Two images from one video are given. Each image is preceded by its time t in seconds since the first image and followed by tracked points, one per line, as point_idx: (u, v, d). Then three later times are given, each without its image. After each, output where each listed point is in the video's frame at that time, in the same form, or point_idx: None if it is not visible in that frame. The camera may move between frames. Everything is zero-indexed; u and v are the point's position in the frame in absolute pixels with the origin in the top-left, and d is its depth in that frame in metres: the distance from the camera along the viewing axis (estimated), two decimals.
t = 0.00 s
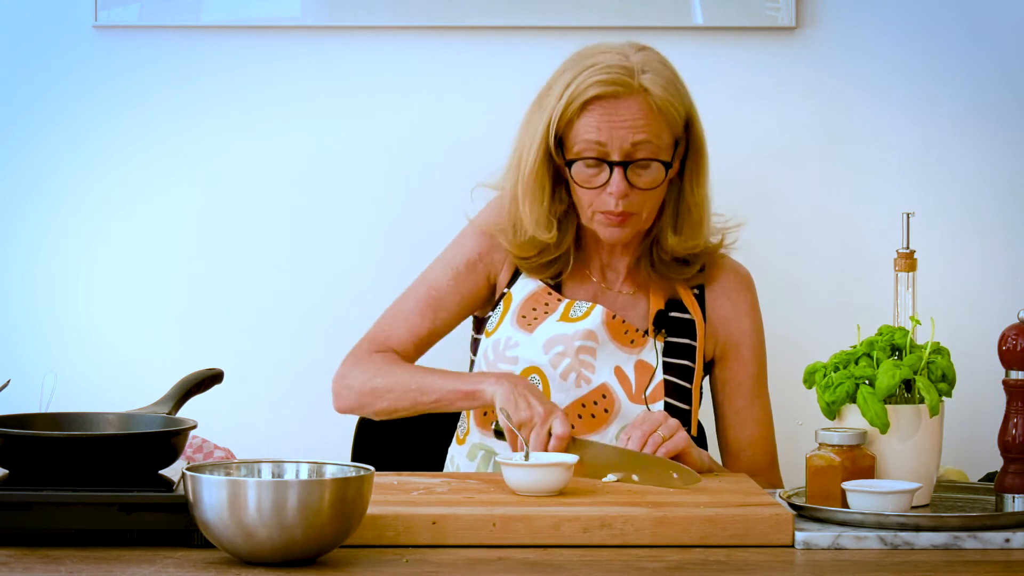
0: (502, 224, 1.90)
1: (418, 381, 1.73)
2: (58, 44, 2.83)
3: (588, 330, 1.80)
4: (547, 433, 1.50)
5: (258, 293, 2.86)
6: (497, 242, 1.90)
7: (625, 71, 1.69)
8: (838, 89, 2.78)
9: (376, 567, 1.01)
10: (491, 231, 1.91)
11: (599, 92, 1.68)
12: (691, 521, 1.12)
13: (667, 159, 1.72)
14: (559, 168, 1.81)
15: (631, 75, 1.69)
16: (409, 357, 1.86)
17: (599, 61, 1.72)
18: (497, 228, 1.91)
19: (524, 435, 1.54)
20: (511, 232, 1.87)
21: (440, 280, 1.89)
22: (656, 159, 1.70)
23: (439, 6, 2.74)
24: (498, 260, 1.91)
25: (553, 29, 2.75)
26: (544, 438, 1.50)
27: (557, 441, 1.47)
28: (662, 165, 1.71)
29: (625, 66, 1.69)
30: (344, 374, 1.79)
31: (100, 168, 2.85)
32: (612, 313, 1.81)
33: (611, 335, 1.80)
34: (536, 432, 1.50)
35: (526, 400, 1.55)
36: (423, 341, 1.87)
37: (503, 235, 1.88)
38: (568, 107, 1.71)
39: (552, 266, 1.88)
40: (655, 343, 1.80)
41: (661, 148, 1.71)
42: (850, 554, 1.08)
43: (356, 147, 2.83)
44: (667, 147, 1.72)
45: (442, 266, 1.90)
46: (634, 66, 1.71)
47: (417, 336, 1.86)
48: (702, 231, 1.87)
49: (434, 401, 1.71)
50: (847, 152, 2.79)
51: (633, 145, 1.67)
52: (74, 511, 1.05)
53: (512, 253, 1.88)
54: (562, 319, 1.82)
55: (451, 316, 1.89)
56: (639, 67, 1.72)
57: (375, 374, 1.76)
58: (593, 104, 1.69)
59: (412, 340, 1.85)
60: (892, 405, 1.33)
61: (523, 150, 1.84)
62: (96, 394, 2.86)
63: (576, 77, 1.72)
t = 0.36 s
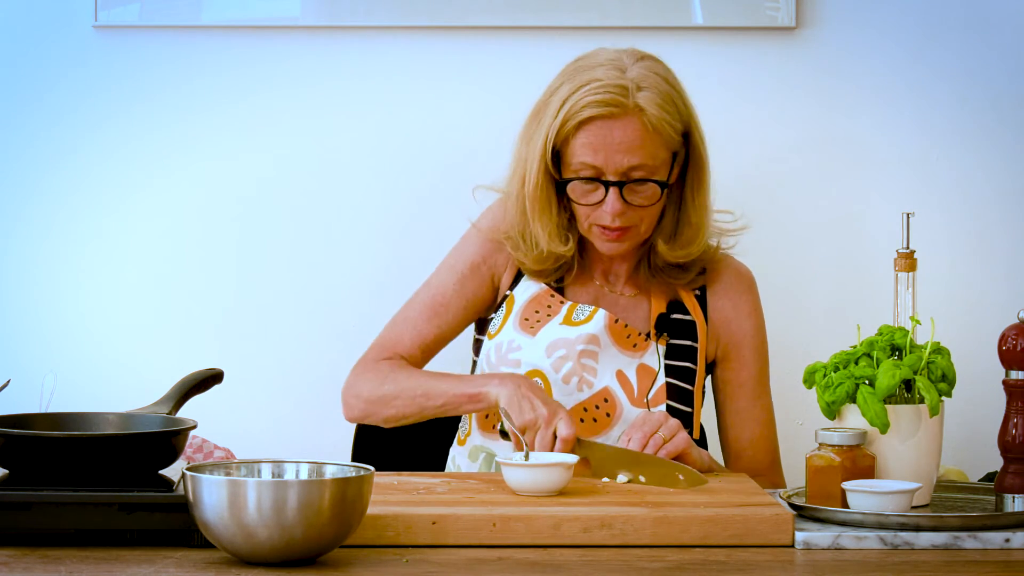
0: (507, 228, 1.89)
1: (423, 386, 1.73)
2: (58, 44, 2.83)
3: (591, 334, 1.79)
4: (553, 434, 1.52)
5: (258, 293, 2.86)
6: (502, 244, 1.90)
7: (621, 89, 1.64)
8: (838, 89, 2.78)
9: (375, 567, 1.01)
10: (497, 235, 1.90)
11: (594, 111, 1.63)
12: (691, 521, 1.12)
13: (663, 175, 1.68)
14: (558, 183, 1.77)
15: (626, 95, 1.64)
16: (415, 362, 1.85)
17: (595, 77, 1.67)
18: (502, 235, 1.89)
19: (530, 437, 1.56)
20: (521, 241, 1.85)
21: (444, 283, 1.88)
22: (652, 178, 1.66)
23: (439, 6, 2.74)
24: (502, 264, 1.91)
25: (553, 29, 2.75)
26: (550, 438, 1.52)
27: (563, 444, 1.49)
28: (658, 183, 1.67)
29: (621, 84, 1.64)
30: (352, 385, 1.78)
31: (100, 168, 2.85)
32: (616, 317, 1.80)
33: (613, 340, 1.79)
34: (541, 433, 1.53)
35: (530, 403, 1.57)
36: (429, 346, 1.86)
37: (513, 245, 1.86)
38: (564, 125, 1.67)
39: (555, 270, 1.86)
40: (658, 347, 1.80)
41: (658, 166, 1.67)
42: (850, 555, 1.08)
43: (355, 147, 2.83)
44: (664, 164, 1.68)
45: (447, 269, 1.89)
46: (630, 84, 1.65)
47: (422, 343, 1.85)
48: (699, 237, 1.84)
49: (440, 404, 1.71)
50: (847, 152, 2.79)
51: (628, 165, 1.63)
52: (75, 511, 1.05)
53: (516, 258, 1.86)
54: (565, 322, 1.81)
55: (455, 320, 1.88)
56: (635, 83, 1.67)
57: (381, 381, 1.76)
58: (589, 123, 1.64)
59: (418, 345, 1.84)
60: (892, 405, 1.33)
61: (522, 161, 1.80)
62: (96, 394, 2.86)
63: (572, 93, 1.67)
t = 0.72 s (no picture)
0: (504, 233, 1.88)
1: (424, 382, 1.75)
2: (57, 44, 2.83)
3: (590, 338, 1.77)
4: (554, 429, 1.53)
5: (258, 293, 2.86)
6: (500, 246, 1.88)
7: (609, 97, 1.61)
8: (838, 89, 2.78)
9: (375, 567, 1.01)
10: (497, 239, 1.89)
11: (583, 120, 1.61)
12: (691, 522, 1.12)
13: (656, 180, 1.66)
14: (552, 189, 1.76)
15: (614, 101, 1.61)
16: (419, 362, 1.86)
17: (583, 84, 1.65)
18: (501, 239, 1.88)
19: (530, 432, 1.56)
20: (518, 249, 1.84)
21: (446, 285, 1.88)
22: (644, 183, 1.64)
23: (439, 6, 2.74)
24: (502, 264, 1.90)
25: (552, 29, 2.75)
26: (551, 434, 1.53)
27: (564, 440, 1.50)
28: (650, 188, 1.65)
29: (610, 91, 1.61)
30: (355, 387, 1.80)
31: (101, 168, 2.85)
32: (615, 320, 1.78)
33: (612, 343, 1.77)
34: (542, 428, 1.54)
35: (533, 396, 1.58)
36: (432, 347, 1.87)
37: (511, 253, 1.85)
38: (553, 133, 1.65)
39: (553, 275, 1.85)
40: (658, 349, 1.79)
41: (650, 172, 1.65)
42: (849, 554, 1.08)
43: (355, 147, 2.83)
44: (657, 168, 1.66)
45: (447, 273, 1.89)
46: (618, 90, 1.62)
47: (425, 342, 1.86)
48: (693, 238, 1.81)
49: (442, 401, 1.72)
50: (847, 152, 2.79)
51: (620, 171, 1.62)
52: (75, 511, 1.05)
53: (513, 266, 1.86)
54: (564, 325, 1.80)
55: (456, 322, 1.89)
56: (624, 88, 1.64)
57: (382, 382, 1.77)
58: (578, 132, 1.62)
59: (419, 345, 1.85)
60: (892, 405, 1.32)
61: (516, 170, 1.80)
62: (96, 394, 2.86)
63: (560, 101, 1.65)
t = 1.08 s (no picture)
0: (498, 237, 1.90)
1: (421, 388, 1.74)
2: (57, 45, 2.83)
3: (590, 340, 1.76)
4: (553, 419, 1.49)
5: (257, 293, 2.86)
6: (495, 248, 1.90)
7: (599, 98, 1.61)
8: (838, 89, 2.78)
9: (375, 567, 1.01)
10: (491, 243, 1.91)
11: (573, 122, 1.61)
12: (691, 521, 1.12)
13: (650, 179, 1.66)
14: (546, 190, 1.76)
15: (605, 102, 1.60)
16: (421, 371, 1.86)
17: (574, 85, 1.64)
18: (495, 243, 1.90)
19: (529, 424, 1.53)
20: (513, 252, 1.85)
21: (443, 293, 1.89)
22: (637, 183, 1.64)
23: (439, 6, 2.75)
24: (499, 267, 1.91)
25: (552, 29, 2.75)
26: (550, 425, 1.49)
27: (563, 431, 1.46)
28: (644, 188, 1.65)
29: (600, 93, 1.61)
30: (357, 398, 1.81)
31: (100, 168, 2.85)
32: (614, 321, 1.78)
33: (612, 344, 1.76)
34: (541, 420, 1.50)
35: (525, 391, 1.54)
36: (434, 354, 1.87)
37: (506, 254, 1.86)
38: (545, 136, 1.65)
39: (550, 277, 1.85)
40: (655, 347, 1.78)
41: (643, 171, 1.64)
42: (849, 555, 1.08)
43: (356, 147, 2.83)
44: (650, 168, 1.66)
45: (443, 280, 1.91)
46: (609, 90, 1.62)
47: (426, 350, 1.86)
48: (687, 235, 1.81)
49: (440, 405, 1.72)
50: (847, 151, 2.79)
51: (612, 172, 1.62)
52: (75, 511, 1.05)
53: (510, 268, 1.86)
54: (564, 328, 1.79)
55: (457, 327, 1.89)
56: (615, 88, 1.64)
57: (381, 392, 1.77)
58: (569, 134, 1.62)
59: (421, 353, 1.86)
60: (892, 405, 1.33)
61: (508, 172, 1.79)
62: (96, 394, 2.86)
63: (551, 103, 1.65)
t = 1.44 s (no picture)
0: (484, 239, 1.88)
1: (394, 390, 1.76)
2: (57, 44, 2.83)
3: (582, 342, 1.76)
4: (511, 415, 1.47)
5: (258, 293, 2.86)
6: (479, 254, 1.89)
7: (586, 100, 1.61)
8: (838, 89, 2.78)
9: (375, 567, 1.01)
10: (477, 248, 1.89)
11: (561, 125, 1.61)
12: (691, 521, 1.12)
13: (638, 179, 1.66)
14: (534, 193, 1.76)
15: (592, 104, 1.61)
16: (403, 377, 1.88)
17: (560, 88, 1.64)
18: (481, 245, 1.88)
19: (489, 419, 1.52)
20: (499, 255, 1.83)
21: (425, 302, 1.90)
22: (626, 184, 1.64)
23: (439, 6, 2.75)
24: (481, 273, 1.89)
25: (553, 28, 2.75)
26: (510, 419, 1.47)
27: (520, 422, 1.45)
28: (633, 188, 1.65)
29: (586, 94, 1.61)
30: (343, 407, 1.85)
31: (101, 167, 2.85)
32: (604, 322, 1.77)
33: (603, 344, 1.76)
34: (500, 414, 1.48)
35: (484, 386, 1.54)
36: (413, 361, 1.88)
37: (492, 257, 1.85)
38: (533, 139, 1.64)
39: (540, 278, 1.85)
40: (647, 346, 1.77)
41: (631, 172, 1.64)
42: (850, 555, 1.08)
43: (355, 147, 2.83)
44: (638, 168, 1.65)
45: (427, 287, 1.91)
46: (596, 92, 1.62)
47: (407, 360, 1.87)
48: (675, 231, 1.80)
49: (413, 405, 1.74)
50: (847, 151, 2.79)
51: (601, 173, 1.61)
52: (75, 511, 1.05)
53: (497, 272, 1.85)
54: (557, 331, 1.79)
55: (437, 335, 1.89)
56: (601, 90, 1.64)
57: (362, 398, 1.80)
58: (558, 137, 1.62)
59: (402, 361, 1.87)
60: (892, 405, 1.33)
61: (495, 176, 1.78)
62: (96, 394, 2.86)
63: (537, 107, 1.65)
